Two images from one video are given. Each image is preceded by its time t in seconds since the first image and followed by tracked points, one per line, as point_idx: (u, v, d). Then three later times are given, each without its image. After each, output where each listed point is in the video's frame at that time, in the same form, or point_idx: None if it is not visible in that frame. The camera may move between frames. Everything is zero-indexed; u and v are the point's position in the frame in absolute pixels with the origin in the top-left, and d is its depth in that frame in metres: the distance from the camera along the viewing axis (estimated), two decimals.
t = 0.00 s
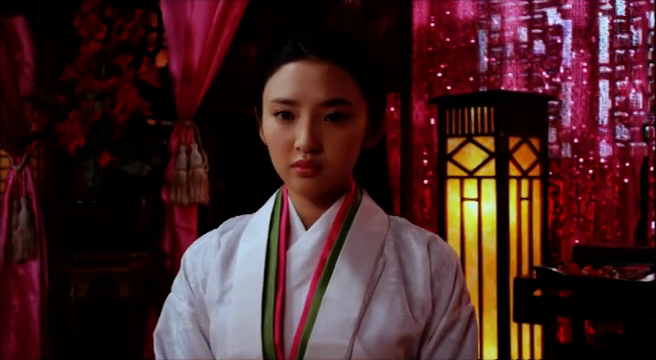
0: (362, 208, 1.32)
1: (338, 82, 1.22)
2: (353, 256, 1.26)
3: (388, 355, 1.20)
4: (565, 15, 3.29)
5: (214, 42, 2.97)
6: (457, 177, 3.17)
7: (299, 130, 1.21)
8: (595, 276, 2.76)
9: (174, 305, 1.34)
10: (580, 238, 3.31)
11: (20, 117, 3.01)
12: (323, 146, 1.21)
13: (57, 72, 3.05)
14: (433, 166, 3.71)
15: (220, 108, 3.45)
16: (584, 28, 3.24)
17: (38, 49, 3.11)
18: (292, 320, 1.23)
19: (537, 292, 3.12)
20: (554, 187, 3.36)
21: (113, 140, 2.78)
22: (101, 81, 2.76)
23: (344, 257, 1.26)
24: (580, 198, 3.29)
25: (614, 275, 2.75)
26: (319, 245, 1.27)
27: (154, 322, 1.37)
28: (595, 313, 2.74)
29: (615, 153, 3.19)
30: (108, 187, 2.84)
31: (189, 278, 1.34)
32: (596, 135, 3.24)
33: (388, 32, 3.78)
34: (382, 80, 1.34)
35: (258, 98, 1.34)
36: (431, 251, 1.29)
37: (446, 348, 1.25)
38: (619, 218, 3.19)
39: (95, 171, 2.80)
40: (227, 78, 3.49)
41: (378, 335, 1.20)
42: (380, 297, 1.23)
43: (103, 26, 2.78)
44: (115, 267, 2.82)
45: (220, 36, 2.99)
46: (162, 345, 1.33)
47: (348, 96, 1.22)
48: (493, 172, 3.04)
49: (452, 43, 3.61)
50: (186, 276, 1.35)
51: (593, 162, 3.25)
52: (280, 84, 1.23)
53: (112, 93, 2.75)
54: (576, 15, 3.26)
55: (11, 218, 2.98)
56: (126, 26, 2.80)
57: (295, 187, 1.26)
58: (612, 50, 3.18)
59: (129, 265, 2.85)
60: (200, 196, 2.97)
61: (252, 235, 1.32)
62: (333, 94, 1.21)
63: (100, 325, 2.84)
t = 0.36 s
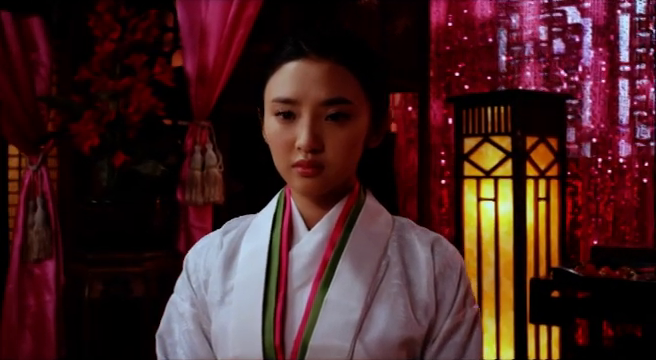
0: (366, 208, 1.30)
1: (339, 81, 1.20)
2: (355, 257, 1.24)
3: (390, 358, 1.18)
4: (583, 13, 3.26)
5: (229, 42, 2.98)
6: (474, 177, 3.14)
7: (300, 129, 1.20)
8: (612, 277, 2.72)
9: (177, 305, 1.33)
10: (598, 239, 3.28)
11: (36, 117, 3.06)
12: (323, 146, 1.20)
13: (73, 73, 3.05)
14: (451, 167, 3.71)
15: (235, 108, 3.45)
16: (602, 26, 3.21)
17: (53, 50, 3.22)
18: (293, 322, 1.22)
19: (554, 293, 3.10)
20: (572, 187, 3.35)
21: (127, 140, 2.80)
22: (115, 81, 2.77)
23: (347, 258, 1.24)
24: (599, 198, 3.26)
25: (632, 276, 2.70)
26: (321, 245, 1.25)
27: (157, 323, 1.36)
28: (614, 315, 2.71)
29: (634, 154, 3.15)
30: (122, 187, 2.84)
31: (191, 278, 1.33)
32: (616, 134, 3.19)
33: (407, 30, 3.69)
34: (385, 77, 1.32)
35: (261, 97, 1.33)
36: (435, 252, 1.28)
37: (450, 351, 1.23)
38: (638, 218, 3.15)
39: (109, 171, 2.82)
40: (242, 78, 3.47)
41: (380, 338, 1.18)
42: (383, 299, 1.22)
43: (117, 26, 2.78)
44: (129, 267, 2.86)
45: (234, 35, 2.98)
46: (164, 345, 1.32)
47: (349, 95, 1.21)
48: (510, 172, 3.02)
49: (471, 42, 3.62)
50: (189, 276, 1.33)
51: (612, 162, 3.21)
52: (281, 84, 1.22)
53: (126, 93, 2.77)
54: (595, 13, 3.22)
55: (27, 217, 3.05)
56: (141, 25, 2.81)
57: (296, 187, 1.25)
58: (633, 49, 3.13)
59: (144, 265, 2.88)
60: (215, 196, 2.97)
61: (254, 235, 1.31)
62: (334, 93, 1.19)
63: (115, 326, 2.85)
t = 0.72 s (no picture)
0: (369, 209, 1.29)
1: (341, 80, 1.19)
2: (358, 257, 1.23)
3: None
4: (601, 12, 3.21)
5: (242, 42, 3.02)
6: (490, 177, 3.13)
7: (301, 129, 1.19)
8: (628, 278, 2.70)
9: (180, 307, 1.32)
10: (617, 240, 3.24)
11: (52, 118, 3.13)
12: (325, 145, 1.18)
13: (86, 74, 3.08)
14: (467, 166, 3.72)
15: (249, 108, 3.45)
16: (620, 25, 3.16)
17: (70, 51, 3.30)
18: (295, 324, 1.21)
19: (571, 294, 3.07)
20: (589, 187, 3.32)
21: (141, 140, 2.80)
22: (129, 81, 2.78)
23: (349, 258, 1.23)
24: (618, 199, 3.22)
25: (648, 278, 2.69)
26: (324, 246, 1.24)
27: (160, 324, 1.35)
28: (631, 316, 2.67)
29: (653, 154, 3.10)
30: (136, 187, 2.86)
31: (194, 279, 1.32)
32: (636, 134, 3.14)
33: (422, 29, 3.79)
34: (388, 76, 1.31)
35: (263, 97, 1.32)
36: (439, 254, 1.26)
37: (454, 353, 1.21)
38: None
39: (123, 171, 2.82)
40: (256, 78, 3.47)
41: (382, 339, 1.17)
42: (386, 300, 1.20)
43: (131, 25, 2.79)
44: (143, 267, 2.89)
45: (247, 35, 3.02)
46: (167, 347, 1.31)
47: (351, 94, 1.20)
48: (526, 172, 3.00)
49: (487, 41, 3.62)
50: (192, 278, 1.33)
51: (630, 162, 3.17)
52: (282, 83, 1.21)
53: (140, 93, 2.78)
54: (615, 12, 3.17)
55: (43, 217, 3.08)
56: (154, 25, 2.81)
57: (298, 187, 1.23)
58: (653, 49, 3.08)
59: (158, 265, 2.91)
60: (229, 196, 3.03)
61: (257, 236, 1.30)
62: (335, 92, 1.18)
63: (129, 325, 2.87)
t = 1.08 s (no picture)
0: (372, 210, 1.27)
1: (342, 80, 1.18)
2: (360, 258, 1.22)
3: None
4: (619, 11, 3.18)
5: (256, 41, 3.02)
6: (506, 177, 3.11)
7: (302, 129, 1.17)
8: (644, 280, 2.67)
9: (182, 308, 1.32)
10: (633, 241, 3.27)
11: (67, 118, 3.14)
12: (326, 145, 1.17)
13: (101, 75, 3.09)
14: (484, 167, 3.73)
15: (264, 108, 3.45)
16: (637, 24, 3.18)
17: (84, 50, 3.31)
18: (296, 326, 1.20)
19: (588, 296, 3.04)
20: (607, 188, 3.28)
21: (155, 140, 2.81)
22: (143, 82, 2.78)
23: (351, 259, 1.21)
24: (635, 200, 3.26)
25: None
26: (326, 246, 1.23)
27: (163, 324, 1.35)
28: (647, 318, 2.65)
29: None
30: (149, 187, 2.84)
31: (196, 280, 1.31)
32: None
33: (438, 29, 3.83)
34: (392, 74, 1.29)
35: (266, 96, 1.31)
36: (443, 255, 1.25)
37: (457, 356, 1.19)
38: None
39: (137, 172, 2.82)
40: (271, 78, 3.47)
41: (384, 341, 1.15)
42: (388, 301, 1.19)
43: (144, 26, 2.79)
44: (155, 267, 2.90)
45: (261, 35, 3.02)
46: (169, 348, 1.31)
47: (353, 94, 1.18)
48: (542, 172, 2.97)
49: (504, 40, 3.58)
50: (194, 278, 1.32)
51: (648, 162, 3.23)
52: (283, 83, 1.20)
53: (153, 94, 2.78)
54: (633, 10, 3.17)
55: (59, 217, 3.09)
56: (168, 26, 2.81)
57: (300, 188, 1.22)
58: None
59: (171, 265, 2.92)
60: (243, 196, 3.04)
61: (259, 236, 1.29)
62: (337, 92, 1.17)
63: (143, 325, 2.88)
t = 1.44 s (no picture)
0: (374, 211, 1.26)
1: (342, 79, 1.17)
2: (362, 259, 1.20)
3: None
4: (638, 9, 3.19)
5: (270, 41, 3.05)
6: (522, 178, 3.09)
7: (301, 129, 1.16)
8: None
9: (184, 309, 1.31)
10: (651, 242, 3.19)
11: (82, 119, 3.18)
12: (326, 146, 1.16)
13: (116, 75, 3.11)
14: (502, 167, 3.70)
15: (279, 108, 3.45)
16: None
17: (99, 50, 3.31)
18: (296, 327, 1.19)
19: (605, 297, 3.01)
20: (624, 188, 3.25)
21: (168, 141, 2.84)
22: (156, 82, 2.78)
23: (352, 260, 1.20)
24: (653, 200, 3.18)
25: None
26: (327, 247, 1.21)
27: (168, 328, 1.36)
28: None
29: None
30: (163, 187, 2.89)
31: (197, 281, 1.31)
32: None
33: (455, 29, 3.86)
34: (394, 74, 1.27)
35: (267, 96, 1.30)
36: (446, 256, 1.23)
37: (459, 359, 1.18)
38: None
39: (150, 172, 2.85)
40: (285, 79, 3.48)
41: (384, 343, 1.14)
42: (389, 303, 1.17)
43: (158, 26, 2.80)
44: (167, 267, 2.90)
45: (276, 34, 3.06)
46: (171, 349, 1.30)
47: (353, 93, 1.17)
48: (559, 172, 2.94)
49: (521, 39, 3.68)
50: (195, 279, 1.31)
51: None
52: (283, 82, 1.19)
53: (166, 94, 2.78)
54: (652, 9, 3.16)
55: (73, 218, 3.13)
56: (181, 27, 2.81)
57: (301, 188, 1.21)
58: None
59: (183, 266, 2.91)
60: (256, 197, 3.06)
61: (261, 237, 1.28)
62: (337, 91, 1.16)
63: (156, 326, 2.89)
